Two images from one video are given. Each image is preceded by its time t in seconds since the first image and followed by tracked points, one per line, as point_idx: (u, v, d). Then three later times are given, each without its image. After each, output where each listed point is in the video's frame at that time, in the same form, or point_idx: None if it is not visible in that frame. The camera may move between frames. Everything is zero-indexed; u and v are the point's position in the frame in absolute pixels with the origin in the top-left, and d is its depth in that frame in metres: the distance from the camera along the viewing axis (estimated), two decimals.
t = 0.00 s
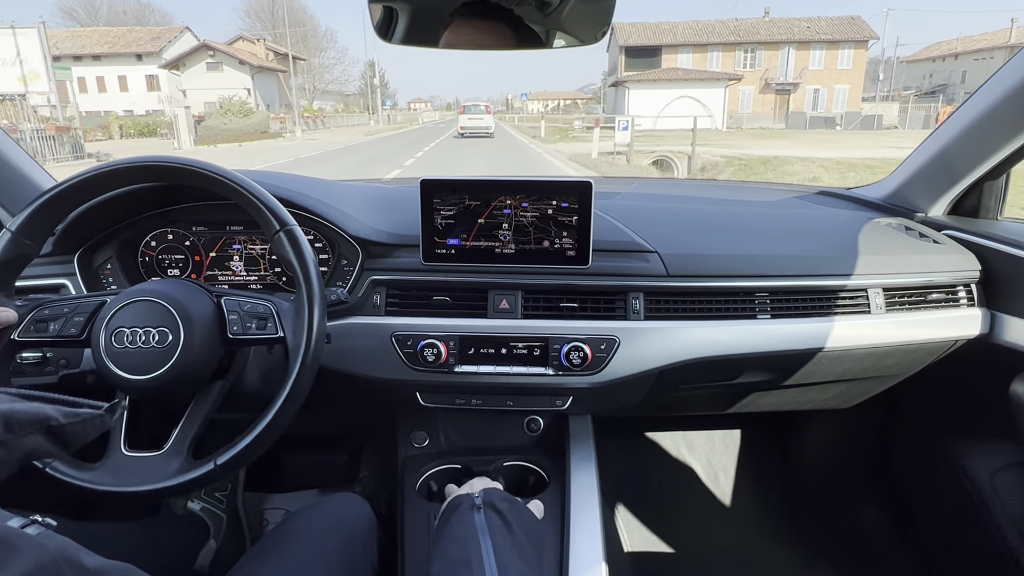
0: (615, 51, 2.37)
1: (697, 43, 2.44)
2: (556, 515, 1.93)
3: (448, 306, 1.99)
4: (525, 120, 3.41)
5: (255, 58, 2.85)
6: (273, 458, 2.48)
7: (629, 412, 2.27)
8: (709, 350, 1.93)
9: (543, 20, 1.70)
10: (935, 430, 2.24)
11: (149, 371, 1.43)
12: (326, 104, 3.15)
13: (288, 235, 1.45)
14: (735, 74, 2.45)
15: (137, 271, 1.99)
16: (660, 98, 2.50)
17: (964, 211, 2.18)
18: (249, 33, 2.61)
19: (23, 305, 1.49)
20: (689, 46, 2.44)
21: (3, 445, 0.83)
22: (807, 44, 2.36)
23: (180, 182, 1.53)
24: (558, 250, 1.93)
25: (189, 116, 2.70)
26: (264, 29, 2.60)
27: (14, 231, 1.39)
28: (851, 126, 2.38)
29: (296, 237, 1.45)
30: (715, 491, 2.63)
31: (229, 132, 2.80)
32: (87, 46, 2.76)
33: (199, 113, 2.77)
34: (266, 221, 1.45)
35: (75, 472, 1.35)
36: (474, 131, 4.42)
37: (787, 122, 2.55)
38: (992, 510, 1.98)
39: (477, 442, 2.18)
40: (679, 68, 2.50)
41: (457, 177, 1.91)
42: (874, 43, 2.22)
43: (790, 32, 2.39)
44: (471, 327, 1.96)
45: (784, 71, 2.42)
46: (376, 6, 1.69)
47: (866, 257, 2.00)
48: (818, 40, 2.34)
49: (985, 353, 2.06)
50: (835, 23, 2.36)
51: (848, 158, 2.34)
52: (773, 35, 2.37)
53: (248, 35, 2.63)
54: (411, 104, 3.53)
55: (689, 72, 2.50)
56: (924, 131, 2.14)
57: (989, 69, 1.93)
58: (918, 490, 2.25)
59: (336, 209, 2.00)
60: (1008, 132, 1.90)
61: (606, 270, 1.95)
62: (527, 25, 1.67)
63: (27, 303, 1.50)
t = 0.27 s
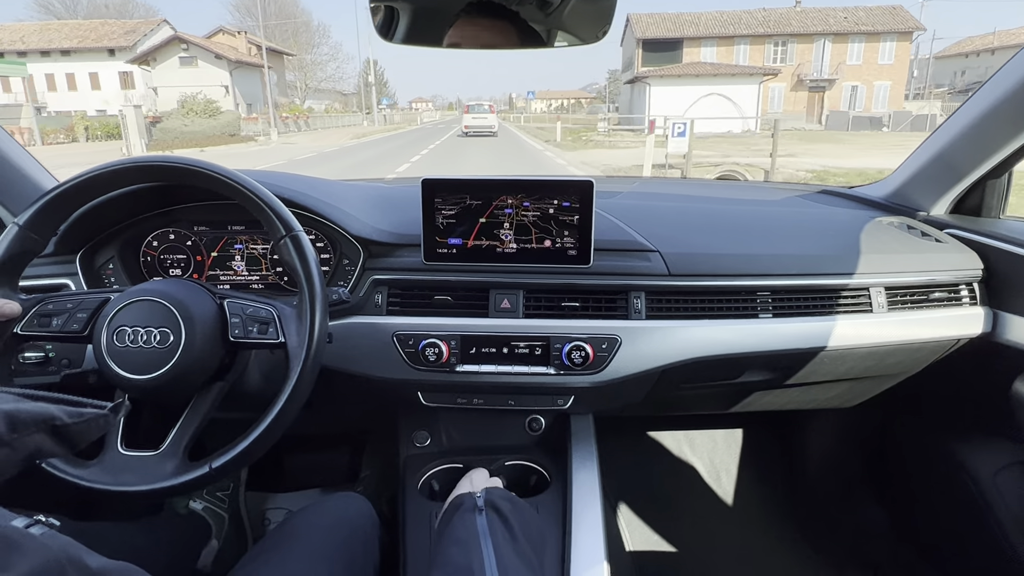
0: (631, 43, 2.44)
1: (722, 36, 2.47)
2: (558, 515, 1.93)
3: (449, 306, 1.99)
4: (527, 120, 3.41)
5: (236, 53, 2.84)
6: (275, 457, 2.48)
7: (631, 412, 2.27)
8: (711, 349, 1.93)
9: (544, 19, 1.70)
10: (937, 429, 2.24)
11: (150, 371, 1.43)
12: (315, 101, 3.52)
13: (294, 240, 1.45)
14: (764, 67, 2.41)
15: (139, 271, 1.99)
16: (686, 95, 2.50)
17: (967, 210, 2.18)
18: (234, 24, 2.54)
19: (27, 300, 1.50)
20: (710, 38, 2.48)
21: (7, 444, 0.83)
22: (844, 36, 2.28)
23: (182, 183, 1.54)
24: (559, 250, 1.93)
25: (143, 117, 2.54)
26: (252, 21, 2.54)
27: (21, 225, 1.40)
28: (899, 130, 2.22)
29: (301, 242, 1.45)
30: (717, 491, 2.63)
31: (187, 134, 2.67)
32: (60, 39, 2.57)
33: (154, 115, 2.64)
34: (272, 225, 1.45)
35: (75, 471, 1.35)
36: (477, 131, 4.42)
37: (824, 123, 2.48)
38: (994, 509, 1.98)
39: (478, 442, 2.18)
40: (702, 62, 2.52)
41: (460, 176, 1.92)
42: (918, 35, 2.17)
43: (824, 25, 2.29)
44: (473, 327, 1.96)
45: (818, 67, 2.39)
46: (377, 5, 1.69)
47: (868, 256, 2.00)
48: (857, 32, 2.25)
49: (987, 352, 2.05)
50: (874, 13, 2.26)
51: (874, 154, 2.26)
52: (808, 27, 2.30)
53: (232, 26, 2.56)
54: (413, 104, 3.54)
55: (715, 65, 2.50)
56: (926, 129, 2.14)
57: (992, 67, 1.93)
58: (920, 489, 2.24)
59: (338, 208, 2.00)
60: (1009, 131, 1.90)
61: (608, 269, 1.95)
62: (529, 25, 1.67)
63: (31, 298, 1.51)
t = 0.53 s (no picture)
0: (649, 35, 2.50)
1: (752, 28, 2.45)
2: (562, 514, 1.93)
3: (453, 306, 2.00)
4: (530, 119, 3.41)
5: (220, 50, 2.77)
6: (280, 457, 2.49)
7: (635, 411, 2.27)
8: (714, 348, 1.93)
9: (547, 19, 1.69)
10: (942, 428, 2.24)
11: (155, 371, 1.44)
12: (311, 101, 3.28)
13: (299, 243, 1.46)
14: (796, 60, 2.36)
15: (144, 272, 2.00)
16: (720, 89, 2.62)
17: (971, 207, 2.17)
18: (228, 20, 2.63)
19: (35, 299, 1.51)
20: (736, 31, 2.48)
21: (21, 445, 0.83)
22: (890, 28, 2.15)
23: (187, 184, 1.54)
24: (562, 249, 1.93)
25: (74, 118, 2.40)
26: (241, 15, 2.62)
27: (29, 224, 1.41)
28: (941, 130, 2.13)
29: (306, 244, 1.46)
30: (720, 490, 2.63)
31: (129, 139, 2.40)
32: (17, 31, 2.19)
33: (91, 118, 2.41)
34: (277, 227, 1.46)
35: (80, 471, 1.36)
36: (480, 130, 4.41)
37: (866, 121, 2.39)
38: (1000, 509, 1.98)
39: (483, 441, 2.18)
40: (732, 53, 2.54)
41: (463, 176, 1.92)
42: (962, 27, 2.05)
43: (866, 18, 2.24)
44: (477, 326, 1.96)
45: (862, 62, 2.24)
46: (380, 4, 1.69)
47: (872, 255, 1.99)
48: (904, 22, 2.13)
49: (991, 351, 2.05)
50: (924, 4, 2.20)
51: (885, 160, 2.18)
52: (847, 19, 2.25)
53: (209, 17, 2.58)
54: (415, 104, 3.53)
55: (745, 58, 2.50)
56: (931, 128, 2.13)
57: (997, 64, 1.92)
58: (926, 489, 2.24)
59: (341, 209, 2.00)
60: (1012, 129, 1.89)
61: (611, 269, 1.95)
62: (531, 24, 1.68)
63: (38, 297, 1.52)
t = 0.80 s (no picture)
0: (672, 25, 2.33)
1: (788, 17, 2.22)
2: (565, 513, 1.92)
3: (456, 304, 2.00)
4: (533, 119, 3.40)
5: (178, 41, 2.42)
6: (283, 455, 2.50)
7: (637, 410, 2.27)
8: (717, 347, 1.93)
9: (551, 18, 1.69)
10: (947, 428, 2.23)
11: (159, 370, 1.44)
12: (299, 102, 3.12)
13: (304, 242, 1.46)
14: (840, 51, 2.13)
15: (148, 270, 2.00)
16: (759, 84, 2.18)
17: (976, 206, 2.17)
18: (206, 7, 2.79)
19: (40, 296, 1.51)
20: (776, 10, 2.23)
21: (29, 442, 0.83)
22: (948, 17, 1.93)
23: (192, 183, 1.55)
24: (565, 248, 1.93)
25: None
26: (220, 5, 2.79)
27: (35, 222, 1.41)
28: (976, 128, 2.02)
29: (310, 244, 1.46)
30: (723, 489, 2.62)
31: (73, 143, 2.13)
32: None
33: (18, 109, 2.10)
34: (282, 226, 1.46)
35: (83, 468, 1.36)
36: (483, 129, 4.41)
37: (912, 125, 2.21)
38: (1006, 509, 1.97)
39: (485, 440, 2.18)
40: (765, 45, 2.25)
41: (466, 175, 1.92)
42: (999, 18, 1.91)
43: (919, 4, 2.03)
44: (480, 325, 1.96)
45: (914, 54, 1.99)
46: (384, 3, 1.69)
47: (876, 253, 1.99)
48: (965, 9, 1.90)
49: (996, 350, 2.04)
50: None
51: (890, 159, 2.18)
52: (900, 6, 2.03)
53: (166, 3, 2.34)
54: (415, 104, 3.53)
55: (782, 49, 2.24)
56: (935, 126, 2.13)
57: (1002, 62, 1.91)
58: (931, 489, 2.23)
59: (345, 207, 2.00)
60: (1018, 127, 1.89)
61: (614, 267, 1.95)
62: (534, 23, 1.66)
63: (44, 295, 1.52)
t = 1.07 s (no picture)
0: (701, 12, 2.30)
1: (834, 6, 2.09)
2: (567, 515, 1.92)
3: (459, 305, 2.00)
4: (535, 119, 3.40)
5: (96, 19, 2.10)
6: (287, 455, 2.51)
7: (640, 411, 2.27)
8: (720, 348, 1.93)
9: (553, 18, 1.69)
10: (950, 429, 2.22)
11: (163, 370, 1.45)
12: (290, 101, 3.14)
13: (306, 242, 1.46)
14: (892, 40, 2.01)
15: (152, 270, 2.01)
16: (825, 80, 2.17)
17: (980, 207, 2.16)
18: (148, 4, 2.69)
19: (45, 296, 1.52)
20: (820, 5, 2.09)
21: (22, 438, 0.84)
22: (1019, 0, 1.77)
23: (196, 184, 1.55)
24: (568, 249, 1.93)
25: None
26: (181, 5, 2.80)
27: (40, 223, 1.42)
28: None
29: (313, 244, 1.46)
30: (726, 491, 2.62)
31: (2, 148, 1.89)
32: None
33: None
34: (285, 227, 1.46)
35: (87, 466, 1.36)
36: (485, 130, 4.41)
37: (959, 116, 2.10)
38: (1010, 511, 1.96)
39: (488, 440, 2.19)
40: (808, 35, 2.19)
41: (469, 176, 1.92)
42: None
43: None
44: (482, 325, 1.97)
45: (981, 46, 1.86)
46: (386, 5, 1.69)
47: (878, 254, 1.98)
48: None
49: (1000, 351, 2.04)
50: None
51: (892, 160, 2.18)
52: None
53: None
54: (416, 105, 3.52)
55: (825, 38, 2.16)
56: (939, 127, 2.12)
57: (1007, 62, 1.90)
58: (935, 490, 2.23)
59: (348, 208, 2.01)
60: (1023, 127, 1.88)
61: (617, 268, 1.95)
62: (536, 23, 1.66)
63: (48, 295, 1.53)
